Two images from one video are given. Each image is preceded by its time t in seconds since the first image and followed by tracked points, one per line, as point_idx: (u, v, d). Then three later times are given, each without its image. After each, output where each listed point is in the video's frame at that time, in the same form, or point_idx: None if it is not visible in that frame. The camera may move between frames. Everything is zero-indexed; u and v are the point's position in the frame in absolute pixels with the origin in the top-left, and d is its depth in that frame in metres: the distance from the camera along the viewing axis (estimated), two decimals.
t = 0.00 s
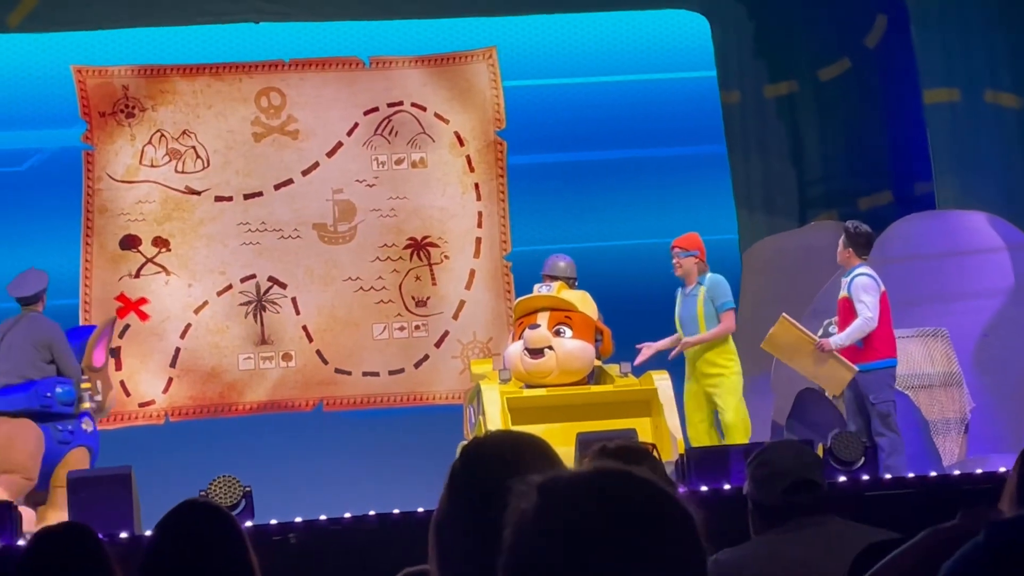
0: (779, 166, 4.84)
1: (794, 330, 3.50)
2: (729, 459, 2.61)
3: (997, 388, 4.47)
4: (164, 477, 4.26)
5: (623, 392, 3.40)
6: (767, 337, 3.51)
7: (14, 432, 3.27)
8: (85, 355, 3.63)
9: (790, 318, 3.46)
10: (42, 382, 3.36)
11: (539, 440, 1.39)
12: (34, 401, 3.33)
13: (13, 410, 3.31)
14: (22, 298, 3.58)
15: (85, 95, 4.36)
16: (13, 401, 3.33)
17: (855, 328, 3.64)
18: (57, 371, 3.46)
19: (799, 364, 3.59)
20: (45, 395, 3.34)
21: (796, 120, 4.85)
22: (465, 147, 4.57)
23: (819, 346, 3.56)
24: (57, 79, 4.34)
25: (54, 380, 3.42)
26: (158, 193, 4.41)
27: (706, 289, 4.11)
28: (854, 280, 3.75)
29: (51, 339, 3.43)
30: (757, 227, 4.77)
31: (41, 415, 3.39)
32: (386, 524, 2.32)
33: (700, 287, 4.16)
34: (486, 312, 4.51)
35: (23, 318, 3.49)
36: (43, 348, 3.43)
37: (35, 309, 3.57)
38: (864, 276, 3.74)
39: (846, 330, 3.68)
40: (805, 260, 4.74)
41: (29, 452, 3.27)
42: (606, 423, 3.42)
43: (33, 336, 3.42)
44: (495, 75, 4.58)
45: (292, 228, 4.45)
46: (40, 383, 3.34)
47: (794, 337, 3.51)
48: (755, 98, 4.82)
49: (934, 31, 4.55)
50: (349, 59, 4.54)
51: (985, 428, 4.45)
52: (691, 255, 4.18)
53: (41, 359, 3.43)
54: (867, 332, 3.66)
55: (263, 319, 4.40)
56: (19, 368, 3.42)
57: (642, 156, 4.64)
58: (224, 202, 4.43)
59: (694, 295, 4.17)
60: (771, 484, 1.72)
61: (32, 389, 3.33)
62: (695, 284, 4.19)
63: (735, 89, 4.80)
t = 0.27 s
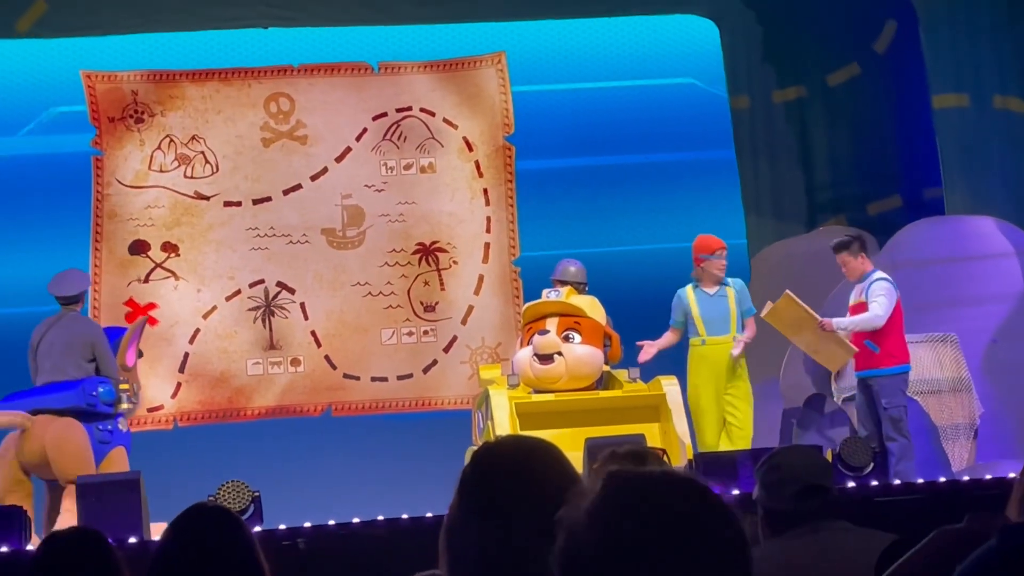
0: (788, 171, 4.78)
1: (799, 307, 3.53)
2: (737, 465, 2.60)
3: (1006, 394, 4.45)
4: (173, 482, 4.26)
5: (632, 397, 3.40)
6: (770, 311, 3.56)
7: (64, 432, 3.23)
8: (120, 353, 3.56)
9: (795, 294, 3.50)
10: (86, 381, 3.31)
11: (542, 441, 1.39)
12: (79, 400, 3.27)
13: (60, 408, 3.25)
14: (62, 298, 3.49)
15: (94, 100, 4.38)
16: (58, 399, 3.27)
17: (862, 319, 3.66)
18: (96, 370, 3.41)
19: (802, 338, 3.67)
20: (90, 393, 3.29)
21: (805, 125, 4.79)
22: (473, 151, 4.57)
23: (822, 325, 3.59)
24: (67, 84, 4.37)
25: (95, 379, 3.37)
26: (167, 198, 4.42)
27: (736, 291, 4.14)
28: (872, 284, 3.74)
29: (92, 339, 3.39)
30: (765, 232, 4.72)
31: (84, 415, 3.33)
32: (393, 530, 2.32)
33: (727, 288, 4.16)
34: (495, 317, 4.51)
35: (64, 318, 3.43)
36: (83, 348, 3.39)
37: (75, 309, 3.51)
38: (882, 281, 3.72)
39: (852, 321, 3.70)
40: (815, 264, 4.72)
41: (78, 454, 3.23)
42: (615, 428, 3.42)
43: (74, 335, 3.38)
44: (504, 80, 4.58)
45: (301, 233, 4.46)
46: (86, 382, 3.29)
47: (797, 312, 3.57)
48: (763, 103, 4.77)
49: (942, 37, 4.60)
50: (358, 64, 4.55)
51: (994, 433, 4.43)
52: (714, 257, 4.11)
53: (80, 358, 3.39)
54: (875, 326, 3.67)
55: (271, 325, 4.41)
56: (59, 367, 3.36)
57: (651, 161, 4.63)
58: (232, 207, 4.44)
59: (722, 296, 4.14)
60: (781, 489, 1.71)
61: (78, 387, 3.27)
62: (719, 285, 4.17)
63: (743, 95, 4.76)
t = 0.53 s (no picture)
0: (796, 175, 4.81)
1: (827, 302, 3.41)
2: (744, 468, 2.59)
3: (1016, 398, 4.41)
4: (181, 484, 4.27)
5: (639, 401, 3.39)
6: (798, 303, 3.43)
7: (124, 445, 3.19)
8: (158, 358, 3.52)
9: (827, 289, 3.38)
10: (140, 392, 3.27)
11: (551, 444, 1.37)
12: (137, 413, 3.23)
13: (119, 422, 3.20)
14: (108, 304, 3.41)
15: (102, 103, 4.39)
16: (116, 411, 3.22)
17: (892, 321, 3.62)
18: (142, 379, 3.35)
19: (820, 332, 3.57)
20: (146, 406, 3.25)
21: (813, 128, 4.83)
22: (481, 155, 4.58)
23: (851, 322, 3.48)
24: (75, 87, 4.38)
25: (144, 389, 3.32)
26: (175, 202, 4.43)
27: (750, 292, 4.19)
28: (889, 287, 3.73)
29: (139, 347, 3.32)
30: (772, 236, 4.74)
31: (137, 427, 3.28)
32: (400, 531, 2.32)
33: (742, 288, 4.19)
34: (503, 321, 4.51)
35: (109, 326, 3.36)
36: (130, 357, 3.32)
37: (118, 316, 3.42)
38: (897, 285, 3.73)
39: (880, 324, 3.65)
40: (824, 268, 4.70)
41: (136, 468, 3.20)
42: (622, 431, 3.41)
43: (123, 344, 3.31)
44: (511, 83, 4.58)
45: (308, 236, 4.47)
46: (143, 393, 3.25)
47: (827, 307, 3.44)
48: (772, 107, 4.80)
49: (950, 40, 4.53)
50: (366, 68, 4.56)
51: (1005, 438, 4.39)
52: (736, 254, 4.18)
53: (128, 367, 3.32)
54: (901, 328, 3.65)
55: (279, 328, 4.41)
56: (108, 376, 3.28)
57: (659, 165, 4.63)
58: (240, 210, 4.45)
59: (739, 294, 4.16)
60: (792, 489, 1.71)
61: (137, 399, 3.23)
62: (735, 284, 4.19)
63: (752, 98, 4.78)
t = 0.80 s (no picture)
0: (804, 176, 4.80)
1: (847, 304, 3.35)
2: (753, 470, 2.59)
3: None
4: (189, 485, 4.27)
5: (647, 402, 3.38)
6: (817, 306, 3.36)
7: (149, 445, 3.15)
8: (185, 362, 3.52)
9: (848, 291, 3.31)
10: (167, 394, 3.23)
11: (560, 445, 1.37)
12: (164, 415, 3.19)
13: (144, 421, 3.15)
14: (142, 302, 3.45)
15: (111, 105, 4.41)
16: (142, 411, 3.17)
17: (907, 325, 3.59)
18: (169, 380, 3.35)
19: (835, 333, 3.49)
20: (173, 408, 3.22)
21: (821, 130, 4.82)
22: (489, 156, 4.58)
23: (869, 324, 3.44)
24: (84, 89, 4.39)
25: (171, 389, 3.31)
26: (184, 203, 4.44)
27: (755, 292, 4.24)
28: (900, 290, 3.71)
29: (169, 347, 3.34)
30: (781, 237, 4.72)
31: (162, 427, 3.25)
32: (407, 533, 2.32)
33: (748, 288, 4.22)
34: (510, 322, 4.51)
35: (142, 323, 3.38)
36: (160, 356, 3.33)
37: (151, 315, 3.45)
38: (907, 287, 3.71)
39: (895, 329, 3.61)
40: (832, 270, 4.71)
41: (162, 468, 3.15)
42: (630, 433, 3.39)
43: (155, 342, 3.32)
44: (520, 85, 4.58)
45: (317, 238, 4.47)
46: (169, 395, 3.22)
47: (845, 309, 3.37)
48: (780, 109, 4.79)
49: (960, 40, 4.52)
50: (374, 69, 4.56)
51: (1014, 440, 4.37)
52: (743, 252, 4.20)
53: (157, 366, 3.33)
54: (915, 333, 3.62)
55: (287, 329, 4.42)
56: (137, 374, 3.28)
57: (668, 167, 4.62)
58: (248, 212, 4.46)
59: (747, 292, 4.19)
60: (797, 493, 1.70)
61: (164, 401, 3.20)
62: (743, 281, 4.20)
63: (760, 99, 4.77)
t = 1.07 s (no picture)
0: (813, 176, 4.80)
1: (855, 330, 3.34)
2: (762, 470, 2.58)
3: None
4: (197, 485, 4.28)
5: (655, 402, 3.37)
6: (826, 334, 3.34)
7: (154, 442, 3.14)
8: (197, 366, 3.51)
9: (853, 317, 3.31)
10: (173, 391, 3.22)
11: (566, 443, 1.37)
12: (169, 413, 3.18)
13: (149, 417, 3.15)
14: (146, 303, 3.42)
15: (120, 105, 4.42)
16: (148, 409, 3.16)
17: (916, 334, 3.57)
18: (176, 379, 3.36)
19: (847, 362, 3.47)
20: (179, 406, 3.21)
21: (830, 130, 4.81)
22: (498, 156, 4.58)
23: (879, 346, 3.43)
24: (92, 89, 4.40)
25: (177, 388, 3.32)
26: (192, 203, 4.45)
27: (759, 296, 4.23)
28: (902, 290, 3.71)
29: (177, 345, 3.34)
30: (789, 237, 4.71)
31: (167, 424, 3.25)
32: (415, 533, 2.32)
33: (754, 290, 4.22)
34: (519, 323, 4.51)
35: (150, 322, 3.38)
36: (166, 355, 3.34)
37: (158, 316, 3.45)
38: (909, 287, 3.72)
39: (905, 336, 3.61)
40: (841, 270, 4.69)
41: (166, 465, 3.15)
42: (639, 433, 3.39)
43: (163, 342, 3.33)
44: (528, 85, 4.58)
45: (325, 238, 4.48)
46: (176, 393, 3.20)
47: (855, 335, 3.35)
48: (788, 110, 4.79)
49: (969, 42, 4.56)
50: (382, 69, 4.57)
51: None
52: (755, 252, 4.19)
53: (163, 365, 3.34)
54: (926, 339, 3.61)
55: (296, 329, 4.42)
56: (144, 372, 3.30)
57: (676, 167, 4.62)
58: (257, 212, 4.46)
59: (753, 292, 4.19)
60: (806, 495, 1.68)
61: (170, 398, 3.18)
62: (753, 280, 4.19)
63: (768, 100, 4.75)
